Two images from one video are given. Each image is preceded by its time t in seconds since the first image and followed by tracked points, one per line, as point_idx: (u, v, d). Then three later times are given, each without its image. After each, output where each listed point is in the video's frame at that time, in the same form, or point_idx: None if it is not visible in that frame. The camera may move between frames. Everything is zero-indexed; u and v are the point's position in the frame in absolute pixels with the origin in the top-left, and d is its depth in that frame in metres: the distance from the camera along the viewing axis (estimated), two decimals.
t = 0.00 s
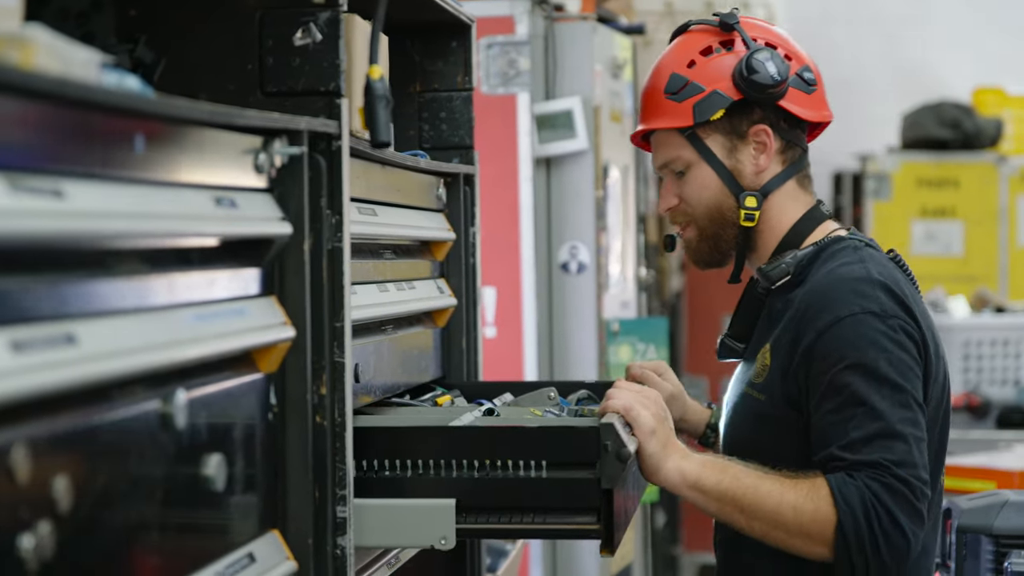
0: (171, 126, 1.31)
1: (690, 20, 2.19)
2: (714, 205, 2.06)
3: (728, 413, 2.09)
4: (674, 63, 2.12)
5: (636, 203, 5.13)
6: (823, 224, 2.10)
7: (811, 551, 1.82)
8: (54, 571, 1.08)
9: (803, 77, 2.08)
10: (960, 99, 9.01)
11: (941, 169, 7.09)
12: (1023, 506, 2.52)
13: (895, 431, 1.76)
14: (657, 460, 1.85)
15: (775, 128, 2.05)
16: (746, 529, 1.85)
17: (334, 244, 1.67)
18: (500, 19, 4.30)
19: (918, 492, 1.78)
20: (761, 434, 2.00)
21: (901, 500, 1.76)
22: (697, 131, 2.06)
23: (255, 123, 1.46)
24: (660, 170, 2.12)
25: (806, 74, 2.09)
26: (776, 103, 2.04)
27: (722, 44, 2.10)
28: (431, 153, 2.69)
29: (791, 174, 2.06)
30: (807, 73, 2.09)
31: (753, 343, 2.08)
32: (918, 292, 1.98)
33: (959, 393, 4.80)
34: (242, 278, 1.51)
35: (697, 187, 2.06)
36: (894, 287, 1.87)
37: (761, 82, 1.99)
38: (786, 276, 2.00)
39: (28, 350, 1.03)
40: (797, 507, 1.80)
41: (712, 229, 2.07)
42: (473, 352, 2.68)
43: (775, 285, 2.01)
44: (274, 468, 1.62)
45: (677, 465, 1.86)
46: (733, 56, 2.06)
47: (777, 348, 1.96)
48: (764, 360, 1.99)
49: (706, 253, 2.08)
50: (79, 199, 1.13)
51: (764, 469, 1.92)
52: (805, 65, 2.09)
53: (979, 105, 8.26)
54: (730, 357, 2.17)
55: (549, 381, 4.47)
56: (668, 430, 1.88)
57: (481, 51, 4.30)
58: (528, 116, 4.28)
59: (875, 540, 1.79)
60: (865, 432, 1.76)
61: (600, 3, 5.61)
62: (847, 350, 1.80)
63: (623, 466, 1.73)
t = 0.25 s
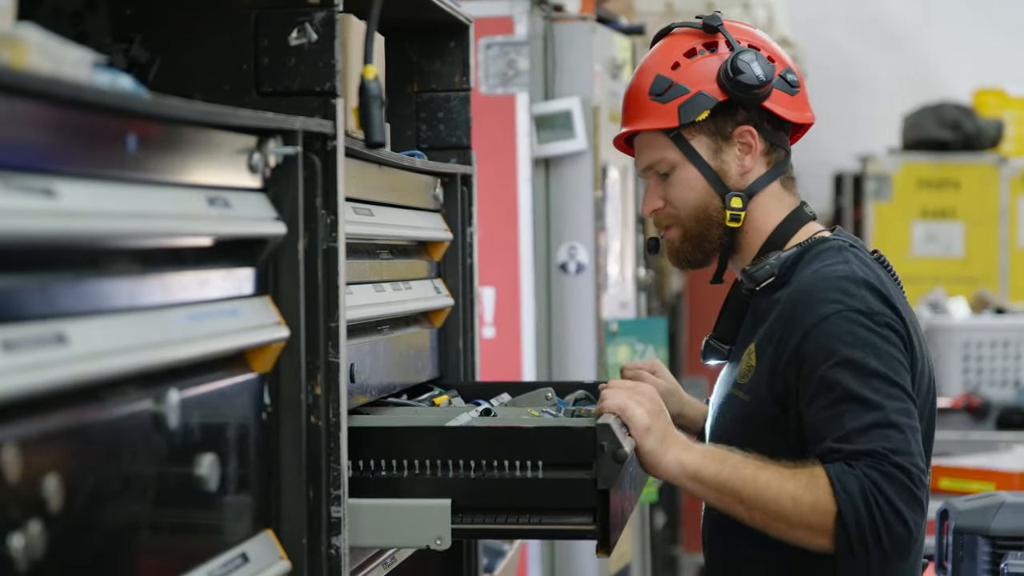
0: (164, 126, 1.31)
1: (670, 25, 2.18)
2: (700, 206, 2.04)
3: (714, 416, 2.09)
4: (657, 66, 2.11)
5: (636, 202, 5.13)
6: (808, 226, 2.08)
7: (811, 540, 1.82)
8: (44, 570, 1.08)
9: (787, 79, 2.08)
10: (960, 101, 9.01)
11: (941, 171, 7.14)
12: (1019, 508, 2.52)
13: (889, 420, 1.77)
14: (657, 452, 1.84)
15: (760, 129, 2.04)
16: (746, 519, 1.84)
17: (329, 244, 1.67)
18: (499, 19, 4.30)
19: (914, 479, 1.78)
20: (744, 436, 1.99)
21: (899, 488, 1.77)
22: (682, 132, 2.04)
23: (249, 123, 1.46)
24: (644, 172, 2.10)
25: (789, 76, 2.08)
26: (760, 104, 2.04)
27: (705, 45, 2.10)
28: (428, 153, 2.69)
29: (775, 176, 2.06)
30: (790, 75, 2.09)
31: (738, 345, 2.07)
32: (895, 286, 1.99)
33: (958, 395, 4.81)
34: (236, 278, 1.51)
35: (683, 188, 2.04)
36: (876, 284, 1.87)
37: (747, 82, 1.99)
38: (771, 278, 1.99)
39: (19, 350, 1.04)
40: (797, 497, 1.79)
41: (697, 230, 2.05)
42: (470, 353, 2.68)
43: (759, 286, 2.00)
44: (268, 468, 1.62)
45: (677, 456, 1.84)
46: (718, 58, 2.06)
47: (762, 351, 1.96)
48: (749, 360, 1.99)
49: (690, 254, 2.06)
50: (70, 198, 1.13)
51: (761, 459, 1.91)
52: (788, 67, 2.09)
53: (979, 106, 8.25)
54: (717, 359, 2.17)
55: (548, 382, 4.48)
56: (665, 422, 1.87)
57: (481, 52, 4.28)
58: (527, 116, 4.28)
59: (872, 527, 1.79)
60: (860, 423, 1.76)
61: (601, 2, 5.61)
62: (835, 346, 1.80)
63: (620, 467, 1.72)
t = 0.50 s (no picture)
0: (160, 124, 1.31)
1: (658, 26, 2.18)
2: (692, 205, 2.02)
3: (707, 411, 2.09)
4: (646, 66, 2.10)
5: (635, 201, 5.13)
6: (799, 223, 2.06)
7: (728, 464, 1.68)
8: (36, 568, 1.08)
9: (776, 76, 2.09)
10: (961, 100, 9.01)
11: (943, 170, 7.14)
12: (1017, 507, 2.51)
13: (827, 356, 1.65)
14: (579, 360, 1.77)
15: (750, 127, 2.04)
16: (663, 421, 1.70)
17: (325, 242, 1.67)
18: (499, 17, 4.30)
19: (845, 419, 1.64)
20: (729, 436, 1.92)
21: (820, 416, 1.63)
22: (673, 131, 2.03)
23: (244, 121, 1.46)
24: (636, 173, 2.08)
25: (778, 73, 2.09)
26: (750, 102, 2.03)
27: (693, 45, 2.09)
28: (426, 152, 2.69)
29: (767, 173, 2.04)
30: (779, 72, 2.10)
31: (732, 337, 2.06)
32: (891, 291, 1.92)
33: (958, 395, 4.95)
34: (231, 276, 1.51)
35: (674, 188, 2.02)
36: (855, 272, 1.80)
37: (737, 79, 1.98)
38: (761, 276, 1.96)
39: (11, 348, 1.03)
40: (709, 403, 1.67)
41: (691, 230, 2.03)
42: (468, 351, 2.68)
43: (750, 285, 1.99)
44: (264, 466, 1.62)
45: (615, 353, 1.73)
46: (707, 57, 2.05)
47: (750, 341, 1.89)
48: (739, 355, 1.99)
49: (686, 255, 2.04)
50: (64, 196, 1.13)
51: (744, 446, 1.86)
52: (777, 64, 2.09)
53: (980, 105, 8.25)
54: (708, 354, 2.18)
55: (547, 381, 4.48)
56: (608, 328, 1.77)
57: (480, 50, 4.28)
58: (527, 114, 4.27)
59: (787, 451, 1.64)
60: (794, 352, 1.66)
61: None
62: (791, 302, 1.71)
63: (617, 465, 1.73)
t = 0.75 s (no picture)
0: (160, 124, 1.31)
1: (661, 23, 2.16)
2: (693, 206, 2.02)
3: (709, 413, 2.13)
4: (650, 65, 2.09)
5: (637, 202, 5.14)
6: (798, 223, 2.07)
7: (646, 393, 1.73)
8: (34, 569, 1.08)
9: (778, 76, 2.09)
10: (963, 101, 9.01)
11: (947, 170, 7.14)
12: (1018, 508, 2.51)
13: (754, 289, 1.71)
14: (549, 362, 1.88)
15: (751, 127, 2.04)
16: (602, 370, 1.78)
17: (325, 242, 1.67)
18: (501, 18, 4.29)
19: (761, 344, 1.66)
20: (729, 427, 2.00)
21: (731, 332, 1.66)
22: (675, 131, 2.02)
23: (245, 121, 1.46)
24: (638, 172, 2.08)
25: (778, 73, 2.09)
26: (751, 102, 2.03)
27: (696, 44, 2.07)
28: (428, 152, 2.69)
29: (768, 173, 2.05)
30: (779, 72, 2.09)
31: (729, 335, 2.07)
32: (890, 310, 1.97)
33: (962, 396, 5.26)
34: (231, 276, 1.51)
35: (676, 188, 2.02)
36: (835, 265, 1.86)
37: (738, 80, 1.99)
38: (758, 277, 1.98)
39: (10, 347, 1.03)
40: (635, 334, 1.75)
41: (691, 229, 2.03)
42: (469, 352, 2.68)
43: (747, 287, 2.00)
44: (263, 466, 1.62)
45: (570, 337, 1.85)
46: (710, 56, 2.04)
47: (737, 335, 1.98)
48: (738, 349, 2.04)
49: (687, 253, 2.05)
50: (62, 196, 1.13)
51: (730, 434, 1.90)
52: (779, 64, 2.10)
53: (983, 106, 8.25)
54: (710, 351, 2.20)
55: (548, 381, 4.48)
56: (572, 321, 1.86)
57: (482, 50, 4.27)
58: (529, 115, 4.27)
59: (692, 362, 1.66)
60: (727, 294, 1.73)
61: None
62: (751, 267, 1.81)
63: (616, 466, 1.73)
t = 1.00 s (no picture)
0: (158, 126, 1.31)
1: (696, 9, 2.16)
2: (692, 206, 2.06)
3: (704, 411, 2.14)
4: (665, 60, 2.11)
5: (637, 204, 5.14)
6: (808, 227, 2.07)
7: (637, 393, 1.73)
8: (31, 571, 1.08)
9: (788, 80, 2.05)
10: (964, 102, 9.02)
11: (946, 172, 7.16)
12: (1018, 510, 2.51)
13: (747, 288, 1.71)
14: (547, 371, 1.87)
15: (752, 132, 2.03)
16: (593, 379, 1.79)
17: (325, 244, 1.67)
18: (501, 19, 4.28)
19: (750, 339, 1.66)
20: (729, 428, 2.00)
21: (721, 328, 1.67)
22: (677, 132, 2.06)
23: (244, 122, 1.46)
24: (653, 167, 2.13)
25: (789, 76, 2.05)
26: (751, 108, 2.02)
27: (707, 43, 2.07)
28: (427, 153, 2.68)
29: (770, 178, 2.05)
30: (792, 74, 2.06)
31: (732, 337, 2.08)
32: (898, 323, 1.97)
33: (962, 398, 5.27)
34: (229, 278, 1.51)
35: (676, 189, 2.07)
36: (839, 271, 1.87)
37: (726, 89, 1.98)
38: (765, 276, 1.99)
39: (8, 349, 1.03)
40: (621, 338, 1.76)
41: (691, 230, 2.07)
42: (468, 353, 2.68)
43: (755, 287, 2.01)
44: (263, 467, 1.62)
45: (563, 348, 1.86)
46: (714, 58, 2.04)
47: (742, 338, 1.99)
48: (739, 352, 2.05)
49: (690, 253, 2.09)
50: (60, 198, 1.13)
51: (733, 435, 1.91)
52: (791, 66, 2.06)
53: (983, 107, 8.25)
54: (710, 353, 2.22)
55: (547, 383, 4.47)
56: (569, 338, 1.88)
57: (482, 52, 4.26)
58: (529, 116, 4.28)
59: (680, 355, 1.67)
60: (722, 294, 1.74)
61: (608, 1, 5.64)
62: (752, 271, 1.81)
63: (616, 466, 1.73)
